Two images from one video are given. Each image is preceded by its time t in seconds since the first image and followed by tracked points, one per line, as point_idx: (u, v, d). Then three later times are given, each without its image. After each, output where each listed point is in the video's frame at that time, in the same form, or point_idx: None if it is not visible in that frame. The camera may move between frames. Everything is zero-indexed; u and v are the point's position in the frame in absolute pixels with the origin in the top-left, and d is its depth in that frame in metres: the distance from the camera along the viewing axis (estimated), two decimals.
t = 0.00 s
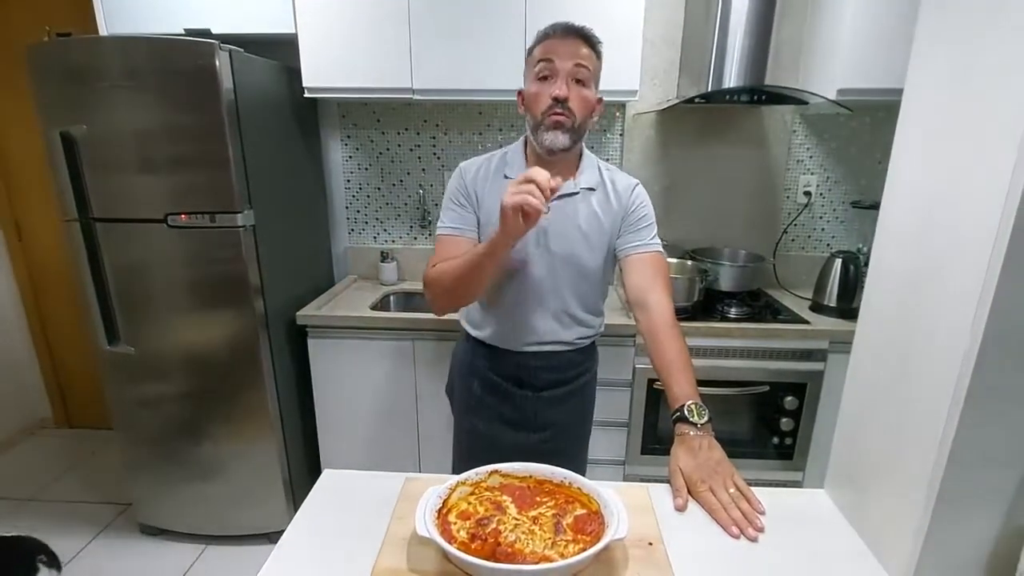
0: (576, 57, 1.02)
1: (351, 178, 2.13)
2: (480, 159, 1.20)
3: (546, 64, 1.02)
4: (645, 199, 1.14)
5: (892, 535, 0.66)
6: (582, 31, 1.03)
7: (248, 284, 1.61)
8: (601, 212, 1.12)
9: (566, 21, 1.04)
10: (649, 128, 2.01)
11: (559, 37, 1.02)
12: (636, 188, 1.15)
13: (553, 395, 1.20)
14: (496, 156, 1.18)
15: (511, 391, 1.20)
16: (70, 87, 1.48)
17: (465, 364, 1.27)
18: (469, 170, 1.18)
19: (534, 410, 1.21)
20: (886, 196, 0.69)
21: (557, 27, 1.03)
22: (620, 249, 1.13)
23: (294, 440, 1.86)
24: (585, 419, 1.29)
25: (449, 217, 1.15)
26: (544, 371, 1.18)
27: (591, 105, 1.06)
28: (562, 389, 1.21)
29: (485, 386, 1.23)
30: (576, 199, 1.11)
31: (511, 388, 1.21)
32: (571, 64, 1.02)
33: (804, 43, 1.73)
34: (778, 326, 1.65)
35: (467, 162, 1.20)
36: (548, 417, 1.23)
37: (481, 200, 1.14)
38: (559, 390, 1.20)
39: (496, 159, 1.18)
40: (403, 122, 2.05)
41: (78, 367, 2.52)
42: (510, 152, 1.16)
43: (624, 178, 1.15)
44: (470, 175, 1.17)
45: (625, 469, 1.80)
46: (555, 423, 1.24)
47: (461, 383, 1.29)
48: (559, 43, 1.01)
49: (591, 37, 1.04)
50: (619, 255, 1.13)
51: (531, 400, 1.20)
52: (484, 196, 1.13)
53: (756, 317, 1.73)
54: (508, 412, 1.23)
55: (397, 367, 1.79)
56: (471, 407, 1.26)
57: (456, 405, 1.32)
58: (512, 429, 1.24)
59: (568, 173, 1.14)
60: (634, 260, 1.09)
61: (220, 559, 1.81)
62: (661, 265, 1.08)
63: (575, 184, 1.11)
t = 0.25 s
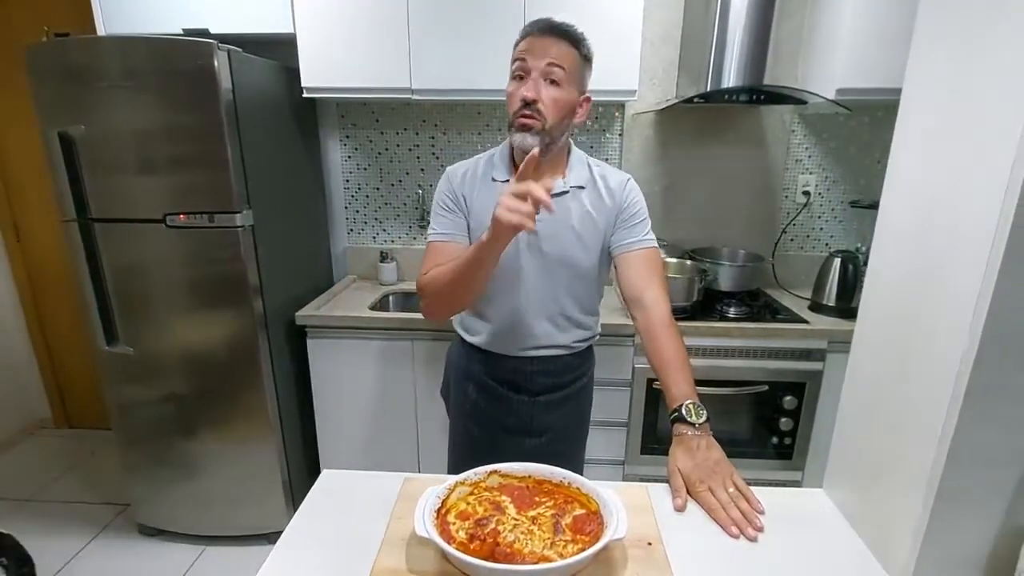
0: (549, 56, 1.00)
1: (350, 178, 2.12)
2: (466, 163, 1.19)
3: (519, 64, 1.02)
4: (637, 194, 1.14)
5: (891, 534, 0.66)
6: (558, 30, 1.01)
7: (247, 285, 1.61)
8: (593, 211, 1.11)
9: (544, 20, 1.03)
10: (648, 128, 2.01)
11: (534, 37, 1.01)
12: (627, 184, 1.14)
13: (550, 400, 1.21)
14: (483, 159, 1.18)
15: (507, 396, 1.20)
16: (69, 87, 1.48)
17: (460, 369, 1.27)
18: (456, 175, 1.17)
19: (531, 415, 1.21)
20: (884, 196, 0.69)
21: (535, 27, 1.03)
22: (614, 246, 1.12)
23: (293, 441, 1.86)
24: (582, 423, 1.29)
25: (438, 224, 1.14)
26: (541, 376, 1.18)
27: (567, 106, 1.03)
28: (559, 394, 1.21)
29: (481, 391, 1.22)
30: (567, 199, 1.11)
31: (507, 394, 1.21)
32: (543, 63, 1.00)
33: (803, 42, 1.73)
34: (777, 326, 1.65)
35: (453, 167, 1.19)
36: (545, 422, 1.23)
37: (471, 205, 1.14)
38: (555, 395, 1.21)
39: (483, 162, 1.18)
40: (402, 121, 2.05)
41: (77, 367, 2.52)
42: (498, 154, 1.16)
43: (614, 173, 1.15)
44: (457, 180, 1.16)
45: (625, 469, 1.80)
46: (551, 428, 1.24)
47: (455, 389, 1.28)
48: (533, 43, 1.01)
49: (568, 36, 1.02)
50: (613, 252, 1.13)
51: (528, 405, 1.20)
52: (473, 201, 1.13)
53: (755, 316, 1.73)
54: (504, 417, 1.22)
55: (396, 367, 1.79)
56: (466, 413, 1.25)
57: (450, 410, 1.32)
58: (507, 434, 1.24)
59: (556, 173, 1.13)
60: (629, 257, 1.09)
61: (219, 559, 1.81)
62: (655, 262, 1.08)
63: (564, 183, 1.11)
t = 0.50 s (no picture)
0: (524, 59, 0.99)
1: (350, 179, 2.12)
2: (451, 167, 1.17)
3: (495, 69, 1.01)
4: (627, 189, 1.13)
5: (891, 534, 0.66)
6: (531, 30, 1.00)
7: (246, 285, 1.60)
8: (585, 208, 1.10)
9: (518, 20, 1.01)
10: (648, 128, 2.01)
11: (508, 40, 1.00)
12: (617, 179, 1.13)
13: (548, 406, 1.20)
14: (468, 164, 1.16)
15: (504, 402, 1.20)
16: (69, 88, 1.48)
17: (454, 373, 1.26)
18: (442, 182, 1.16)
19: (529, 420, 1.21)
20: (884, 194, 0.69)
21: (508, 29, 1.01)
22: (608, 244, 1.12)
23: (293, 441, 1.86)
24: (578, 427, 1.30)
25: (428, 234, 1.14)
26: (539, 382, 1.18)
27: (547, 109, 1.03)
28: (556, 400, 1.20)
29: (477, 398, 1.21)
30: (557, 199, 1.10)
31: (504, 400, 1.20)
32: (517, 67, 0.99)
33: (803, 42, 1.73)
34: (777, 326, 1.65)
35: (438, 173, 1.18)
36: (542, 427, 1.22)
37: (460, 211, 1.12)
38: (553, 401, 1.20)
39: (468, 166, 1.16)
40: (401, 122, 2.05)
41: (77, 368, 2.52)
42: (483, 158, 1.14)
43: (603, 168, 1.14)
44: (443, 186, 1.15)
45: (625, 469, 1.80)
46: (548, 432, 1.24)
47: (450, 394, 1.27)
48: (507, 47, 1.00)
49: (542, 36, 1.00)
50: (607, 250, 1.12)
51: (525, 412, 1.20)
52: (461, 208, 1.12)
53: (755, 316, 1.73)
54: (501, 423, 1.22)
55: (396, 367, 1.79)
56: (462, 418, 1.25)
57: (444, 415, 1.31)
58: (503, 439, 1.24)
59: (543, 174, 1.12)
60: (624, 254, 1.09)
61: (219, 559, 1.81)
62: (651, 258, 1.09)
63: (552, 182, 1.10)
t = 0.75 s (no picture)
0: (518, 65, 0.98)
1: (350, 179, 2.12)
2: (439, 172, 1.16)
3: (488, 75, 1.00)
4: (619, 186, 1.13)
5: (891, 535, 0.66)
6: (521, 32, 0.99)
7: (245, 285, 1.60)
8: (579, 207, 1.10)
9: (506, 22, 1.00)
10: (647, 128, 2.01)
11: (498, 45, 0.99)
12: (609, 177, 1.13)
13: (547, 410, 1.20)
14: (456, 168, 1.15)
15: (502, 407, 1.19)
16: (68, 88, 1.48)
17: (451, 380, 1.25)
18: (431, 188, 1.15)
19: (527, 424, 1.21)
20: (884, 194, 0.69)
21: (496, 31, 0.99)
22: (603, 243, 1.12)
23: (293, 441, 1.86)
24: (576, 431, 1.30)
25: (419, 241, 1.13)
26: (537, 387, 1.18)
27: (541, 111, 1.03)
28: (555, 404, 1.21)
29: (474, 403, 1.21)
30: (550, 199, 1.10)
31: (502, 405, 1.19)
32: (512, 73, 0.98)
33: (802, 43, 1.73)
34: (777, 325, 1.65)
35: (426, 178, 1.16)
36: (540, 431, 1.22)
37: (452, 216, 1.11)
38: (552, 405, 1.20)
39: (456, 170, 1.15)
40: (401, 122, 2.05)
41: (76, 368, 2.52)
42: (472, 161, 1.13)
43: (594, 167, 1.14)
44: (433, 192, 1.13)
45: (625, 469, 1.81)
46: (546, 437, 1.23)
47: (447, 400, 1.27)
48: (498, 52, 0.98)
49: (532, 38, 0.99)
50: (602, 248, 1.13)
51: (524, 416, 1.20)
52: (453, 213, 1.11)
53: (755, 316, 1.73)
54: (499, 429, 1.22)
55: (396, 367, 1.79)
56: (459, 424, 1.24)
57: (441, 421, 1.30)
58: (501, 444, 1.23)
59: (536, 175, 1.12)
60: (620, 251, 1.10)
61: (220, 559, 1.81)
62: (647, 255, 1.09)
63: (545, 182, 1.10)
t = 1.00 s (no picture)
0: (519, 71, 0.96)
1: (350, 179, 2.12)
2: (427, 176, 1.15)
3: (488, 82, 0.98)
4: (612, 184, 1.13)
5: (892, 534, 0.66)
6: (520, 36, 0.96)
7: (245, 285, 1.60)
8: (573, 207, 1.10)
9: (502, 24, 0.97)
10: (647, 127, 2.01)
11: (496, 49, 0.96)
12: (602, 176, 1.13)
13: (545, 413, 1.20)
14: (445, 172, 1.14)
15: (500, 412, 1.19)
16: (67, 88, 1.48)
17: (445, 387, 1.24)
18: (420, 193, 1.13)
19: (526, 429, 1.21)
20: (885, 193, 0.69)
21: (493, 34, 0.96)
22: (598, 242, 1.12)
23: (293, 441, 1.86)
24: (574, 434, 1.30)
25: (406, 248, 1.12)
26: (535, 391, 1.18)
27: (541, 115, 1.02)
28: (552, 408, 1.21)
29: (471, 409, 1.20)
30: (543, 200, 1.09)
31: (500, 411, 1.19)
32: (513, 80, 0.96)
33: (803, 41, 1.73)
34: (777, 324, 1.65)
35: (415, 183, 1.15)
36: (539, 436, 1.23)
37: (444, 221, 1.10)
38: (550, 409, 1.20)
39: (446, 173, 1.14)
40: (401, 121, 2.05)
41: (75, 369, 2.52)
42: (461, 165, 1.12)
43: (586, 166, 1.13)
44: (422, 197, 1.12)
45: (625, 468, 1.80)
46: (544, 441, 1.24)
47: (442, 407, 1.25)
48: (497, 57, 0.96)
49: (530, 40, 0.97)
50: (597, 247, 1.12)
51: (522, 420, 1.20)
52: (444, 218, 1.10)
53: (755, 315, 1.73)
54: (496, 434, 1.21)
55: (396, 366, 1.79)
56: (455, 431, 1.23)
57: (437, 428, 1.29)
58: (499, 450, 1.23)
59: (530, 176, 1.11)
60: (615, 250, 1.09)
61: (220, 559, 1.81)
62: (641, 253, 1.09)
63: (537, 184, 1.09)
